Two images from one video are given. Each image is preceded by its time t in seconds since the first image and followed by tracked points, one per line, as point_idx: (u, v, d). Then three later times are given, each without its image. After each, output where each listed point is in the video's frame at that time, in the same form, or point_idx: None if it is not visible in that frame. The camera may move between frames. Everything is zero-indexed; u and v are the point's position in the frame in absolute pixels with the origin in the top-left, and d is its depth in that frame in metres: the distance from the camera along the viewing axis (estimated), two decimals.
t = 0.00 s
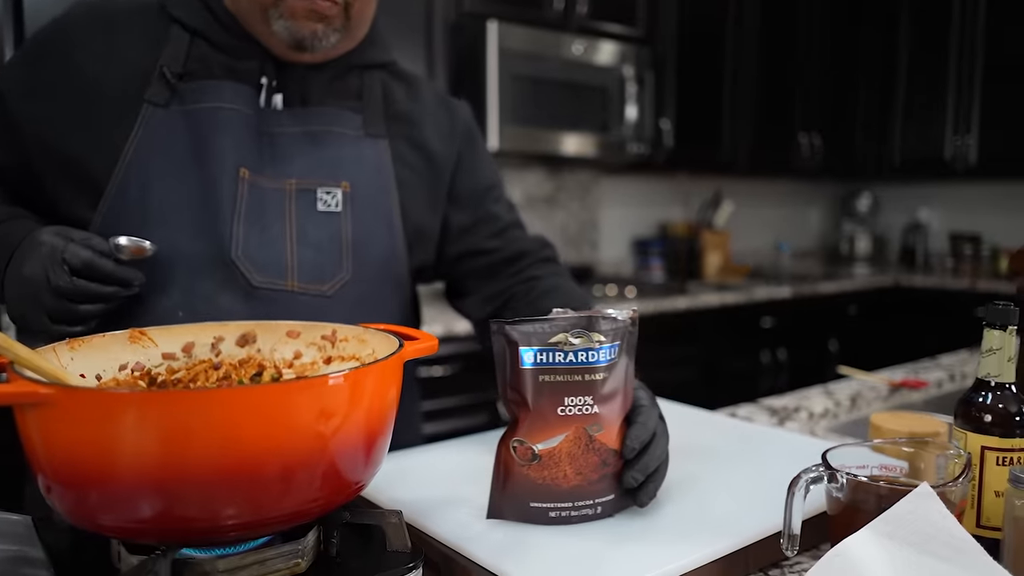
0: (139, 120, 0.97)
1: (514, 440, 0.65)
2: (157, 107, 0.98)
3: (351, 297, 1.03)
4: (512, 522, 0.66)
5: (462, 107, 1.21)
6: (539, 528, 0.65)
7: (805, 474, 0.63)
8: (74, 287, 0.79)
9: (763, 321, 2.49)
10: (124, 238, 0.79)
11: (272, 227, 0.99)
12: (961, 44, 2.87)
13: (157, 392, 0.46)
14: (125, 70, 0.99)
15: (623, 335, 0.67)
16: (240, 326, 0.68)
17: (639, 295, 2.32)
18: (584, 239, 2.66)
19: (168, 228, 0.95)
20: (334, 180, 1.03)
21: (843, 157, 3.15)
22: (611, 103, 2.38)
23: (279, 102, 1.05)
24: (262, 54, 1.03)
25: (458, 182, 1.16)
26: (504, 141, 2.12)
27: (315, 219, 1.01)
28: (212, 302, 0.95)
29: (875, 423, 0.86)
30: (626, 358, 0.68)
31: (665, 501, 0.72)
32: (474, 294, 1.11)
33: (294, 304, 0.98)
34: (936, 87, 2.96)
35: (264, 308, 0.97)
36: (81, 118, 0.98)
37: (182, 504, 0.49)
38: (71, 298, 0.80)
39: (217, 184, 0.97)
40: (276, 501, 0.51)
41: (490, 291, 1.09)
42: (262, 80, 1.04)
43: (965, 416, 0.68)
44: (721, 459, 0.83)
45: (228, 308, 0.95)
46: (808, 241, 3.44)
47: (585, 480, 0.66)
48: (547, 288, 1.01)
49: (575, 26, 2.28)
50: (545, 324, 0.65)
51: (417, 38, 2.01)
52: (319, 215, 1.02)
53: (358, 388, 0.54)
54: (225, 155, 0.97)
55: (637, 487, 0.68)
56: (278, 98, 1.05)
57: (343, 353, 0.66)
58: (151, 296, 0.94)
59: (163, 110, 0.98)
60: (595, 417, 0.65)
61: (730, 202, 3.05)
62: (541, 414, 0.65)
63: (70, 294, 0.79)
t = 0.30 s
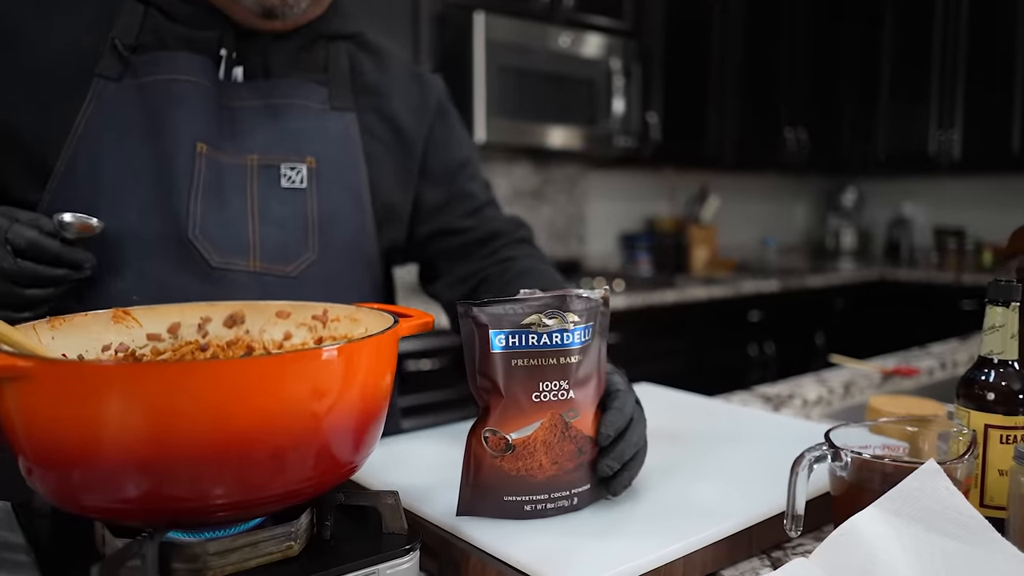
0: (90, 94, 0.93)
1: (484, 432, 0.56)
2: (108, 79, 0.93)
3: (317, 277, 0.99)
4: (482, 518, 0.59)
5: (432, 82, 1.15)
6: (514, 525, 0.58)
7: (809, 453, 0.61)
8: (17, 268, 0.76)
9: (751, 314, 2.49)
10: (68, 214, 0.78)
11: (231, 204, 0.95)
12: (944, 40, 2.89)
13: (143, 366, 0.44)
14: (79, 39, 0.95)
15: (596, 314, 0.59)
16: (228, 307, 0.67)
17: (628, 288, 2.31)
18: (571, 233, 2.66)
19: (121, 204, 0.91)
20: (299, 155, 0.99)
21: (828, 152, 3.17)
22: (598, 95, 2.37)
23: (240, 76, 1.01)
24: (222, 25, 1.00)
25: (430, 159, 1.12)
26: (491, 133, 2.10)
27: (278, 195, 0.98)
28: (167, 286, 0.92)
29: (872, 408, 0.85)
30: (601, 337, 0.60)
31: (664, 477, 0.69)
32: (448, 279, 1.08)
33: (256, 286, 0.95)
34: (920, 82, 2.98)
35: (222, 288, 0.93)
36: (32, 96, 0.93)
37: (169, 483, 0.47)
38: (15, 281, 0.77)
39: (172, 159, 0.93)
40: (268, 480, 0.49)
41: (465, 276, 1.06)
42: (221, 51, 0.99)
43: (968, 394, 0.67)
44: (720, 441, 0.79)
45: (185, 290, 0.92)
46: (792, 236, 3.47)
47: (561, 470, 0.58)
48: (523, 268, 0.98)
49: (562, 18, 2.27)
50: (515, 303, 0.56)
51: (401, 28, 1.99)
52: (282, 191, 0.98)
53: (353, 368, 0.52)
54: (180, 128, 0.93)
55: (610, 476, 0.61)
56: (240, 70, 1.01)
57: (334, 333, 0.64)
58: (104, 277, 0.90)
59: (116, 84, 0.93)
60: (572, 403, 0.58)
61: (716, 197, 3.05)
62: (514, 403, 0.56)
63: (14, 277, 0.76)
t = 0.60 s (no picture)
0: (68, 80, 0.89)
1: (493, 425, 0.56)
2: (88, 65, 0.90)
3: (303, 267, 0.99)
4: (489, 513, 0.58)
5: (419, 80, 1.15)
6: (520, 519, 0.57)
7: (811, 445, 0.61)
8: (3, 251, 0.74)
9: (742, 312, 2.49)
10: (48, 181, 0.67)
11: (216, 192, 0.95)
12: (935, 39, 2.90)
13: (140, 354, 0.44)
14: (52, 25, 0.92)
15: (601, 305, 0.59)
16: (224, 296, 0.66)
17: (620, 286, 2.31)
18: (564, 231, 2.66)
19: (101, 190, 0.89)
20: (285, 144, 1.00)
21: (819, 152, 3.19)
22: (590, 93, 2.37)
23: (223, 62, 1.00)
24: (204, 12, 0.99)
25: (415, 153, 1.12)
26: (484, 130, 2.10)
27: (263, 184, 0.97)
28: (152, 275, 0.91)
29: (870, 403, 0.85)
30: (606, 329, 0.60)
31: (663, 472, 0.68)
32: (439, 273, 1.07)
33: (242, 275, 0.95)
34: (911, 82, 2.99)
35: (207, 277, 0.93)
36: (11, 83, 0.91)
37: (166, 475, 0.46)
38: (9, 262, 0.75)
39: (156, 147, 0.92)
40: (266, 472, 0.49)
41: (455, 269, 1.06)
42: (204, 36, 0.99)
43: (968, 386, 0.67)
44: (713, 436, 0.79)
45: (170, 279, 0.91)
46: (783, 235, 3.49)
47: (569, 463, 0.58)
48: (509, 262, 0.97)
49: (556, 14, 2.26)
50: (521, 294, 0.56)
51: (394, 23, 1.98)
52: (267, 180, 0.98)
53: (353, 359, 0.51)
54: (163, 115, 0.92)
55: (639, 452, 0.64)
56: (223, 58, 1.00)
57: (333, 325, 0.63)
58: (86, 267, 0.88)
59: (96, 70, 0.90)
60: (579, 395, 0.57)
61: (708, 195, 3.06)
62: (521, 395, 0.56)
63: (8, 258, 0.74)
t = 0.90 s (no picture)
0: (71, 77, 0.93)
1: (500, 425, 0.56)
2: (91, 62, 0.93)
3: (309, 265, 1.03)
4: (495, 513, 0.58)
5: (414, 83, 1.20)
6: (528, 519, 0.57)
7: (815, 444, 0.61)
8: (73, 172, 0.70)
9: (735, 312, 2.50)
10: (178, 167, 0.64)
11: (221, 189, 0.99)
12: (925, 39, 2.92)
13: (149, 355, 0.43)
14: (52, 24, 0.93)
15: (607, 305, 0.59)
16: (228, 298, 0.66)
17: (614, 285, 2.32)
18: (557, 231, 2.66)
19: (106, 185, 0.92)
20: (287, 143, 1.03)
21: (810, 152, 3.21)
22: (583, 93, 2.38)
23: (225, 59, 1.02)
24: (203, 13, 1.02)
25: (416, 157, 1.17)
26: (477, 130, 2.10)
27: (267, 181, 1.01)
28: (161, 272, 0.93)
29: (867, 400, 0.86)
30: (611, 329, 0.60)
31: (666, 471, 0.69)
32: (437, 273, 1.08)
33: (249, 271, 0.98)
34: (901, 82, 3.01)
35: (214, 272, 0.96)
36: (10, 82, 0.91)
37: (175, 477, 0.46)
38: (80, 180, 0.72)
39: (160, 144, 0.95)
40: (275, 474, 0.48)
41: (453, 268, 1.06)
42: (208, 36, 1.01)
43: (969, 385, 0.68)
44: (714, 434, 0.79)
45: (177, 276, 0.94)
46: (774, 234, 3.51)
47: (576, 463, 0.58)
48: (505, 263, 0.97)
49: (550, 13, 2.26)
50: (528, 295, 0.56)
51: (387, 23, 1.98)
52: (270, 177, 1.02)
53: (361, 360, 0.51)
54: (167, 113, 0.96)
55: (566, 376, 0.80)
56: (224, 57, 1.02)
57: (338, 326, 0.63)
58: (98, 263, 0.91)
59: (98, 67, 0.93)
60: (587, 394, 0.57)
61: (701, 194, 3.07)
62: (528, 395, 0.56)
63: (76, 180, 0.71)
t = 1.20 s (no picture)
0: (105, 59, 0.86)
1: (497, 421, 0.55)
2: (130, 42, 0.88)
3: (346, 248, 0.99)
4: (492, 510, 0.57)
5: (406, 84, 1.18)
6: (525, 515, 0.56)
7: (812, 439, 0.61)
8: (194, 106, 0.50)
9: (722, 311, 2.51)
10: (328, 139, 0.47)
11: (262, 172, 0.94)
12: (908, 40, 2.94)
13: (138, 350, 0.42)
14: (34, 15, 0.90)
15: (604, 299, 0.58)
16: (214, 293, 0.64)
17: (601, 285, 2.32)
18: (545, 229, 2.66)
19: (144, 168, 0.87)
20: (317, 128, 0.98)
21: (795, 151, 3.23)
22: (570, 91, 2.37)
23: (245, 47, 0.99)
24: None
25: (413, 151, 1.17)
26: (465, 128, 2.09)
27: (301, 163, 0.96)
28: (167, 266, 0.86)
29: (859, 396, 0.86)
30: (609, 323, 0.59)
31: (662, 467, 0.68)
32: (428, 271, 1.07)
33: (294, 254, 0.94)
34: (885, 82, 3.03)
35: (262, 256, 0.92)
36: None
37: (166, 473, 0.45)
38: (148, 138, 0.49)
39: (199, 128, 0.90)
40: (268, 471, 0.47)
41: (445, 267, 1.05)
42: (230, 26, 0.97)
43: (964, 379, 0.68)
44: (710, 431, 0.79)
45: (231, 259, 0.90)
46: (760, 233, 3.52)
47: (573, 458, 0.57)
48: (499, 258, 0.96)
49: (535, 12, 2.25)
50: (526, 288, 0.55)
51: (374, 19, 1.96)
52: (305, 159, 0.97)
53: (359, 355, 0.50)
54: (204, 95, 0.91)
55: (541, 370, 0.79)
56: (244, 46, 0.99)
57: (330, 321, 0.62)
58: (105, 254, 0.84)
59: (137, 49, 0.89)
60: (583, 389, 0.57)
61: (686, 193, 3.08)
62: (525, 390, 0.55)
63: (163, 127, 0.49)
